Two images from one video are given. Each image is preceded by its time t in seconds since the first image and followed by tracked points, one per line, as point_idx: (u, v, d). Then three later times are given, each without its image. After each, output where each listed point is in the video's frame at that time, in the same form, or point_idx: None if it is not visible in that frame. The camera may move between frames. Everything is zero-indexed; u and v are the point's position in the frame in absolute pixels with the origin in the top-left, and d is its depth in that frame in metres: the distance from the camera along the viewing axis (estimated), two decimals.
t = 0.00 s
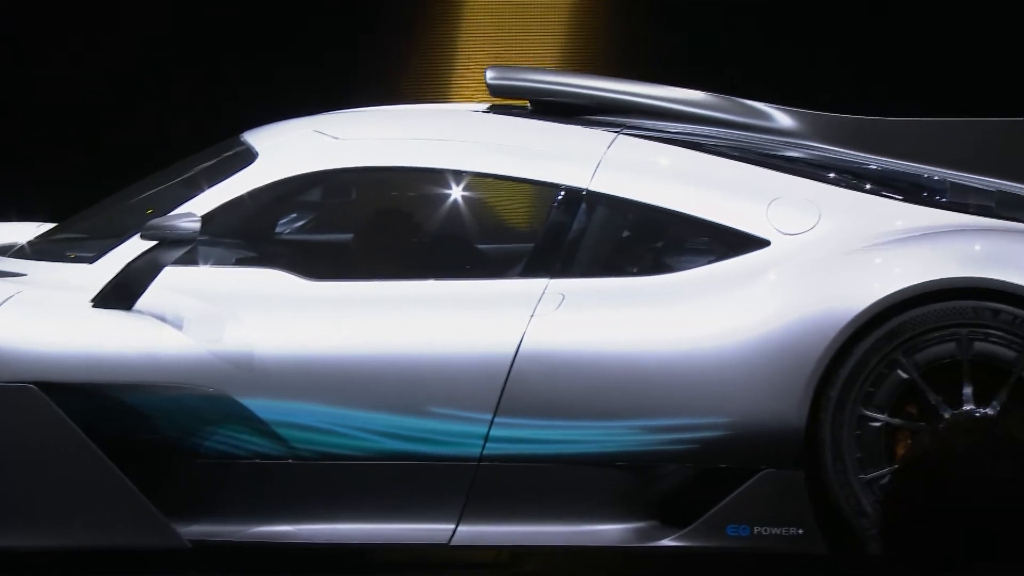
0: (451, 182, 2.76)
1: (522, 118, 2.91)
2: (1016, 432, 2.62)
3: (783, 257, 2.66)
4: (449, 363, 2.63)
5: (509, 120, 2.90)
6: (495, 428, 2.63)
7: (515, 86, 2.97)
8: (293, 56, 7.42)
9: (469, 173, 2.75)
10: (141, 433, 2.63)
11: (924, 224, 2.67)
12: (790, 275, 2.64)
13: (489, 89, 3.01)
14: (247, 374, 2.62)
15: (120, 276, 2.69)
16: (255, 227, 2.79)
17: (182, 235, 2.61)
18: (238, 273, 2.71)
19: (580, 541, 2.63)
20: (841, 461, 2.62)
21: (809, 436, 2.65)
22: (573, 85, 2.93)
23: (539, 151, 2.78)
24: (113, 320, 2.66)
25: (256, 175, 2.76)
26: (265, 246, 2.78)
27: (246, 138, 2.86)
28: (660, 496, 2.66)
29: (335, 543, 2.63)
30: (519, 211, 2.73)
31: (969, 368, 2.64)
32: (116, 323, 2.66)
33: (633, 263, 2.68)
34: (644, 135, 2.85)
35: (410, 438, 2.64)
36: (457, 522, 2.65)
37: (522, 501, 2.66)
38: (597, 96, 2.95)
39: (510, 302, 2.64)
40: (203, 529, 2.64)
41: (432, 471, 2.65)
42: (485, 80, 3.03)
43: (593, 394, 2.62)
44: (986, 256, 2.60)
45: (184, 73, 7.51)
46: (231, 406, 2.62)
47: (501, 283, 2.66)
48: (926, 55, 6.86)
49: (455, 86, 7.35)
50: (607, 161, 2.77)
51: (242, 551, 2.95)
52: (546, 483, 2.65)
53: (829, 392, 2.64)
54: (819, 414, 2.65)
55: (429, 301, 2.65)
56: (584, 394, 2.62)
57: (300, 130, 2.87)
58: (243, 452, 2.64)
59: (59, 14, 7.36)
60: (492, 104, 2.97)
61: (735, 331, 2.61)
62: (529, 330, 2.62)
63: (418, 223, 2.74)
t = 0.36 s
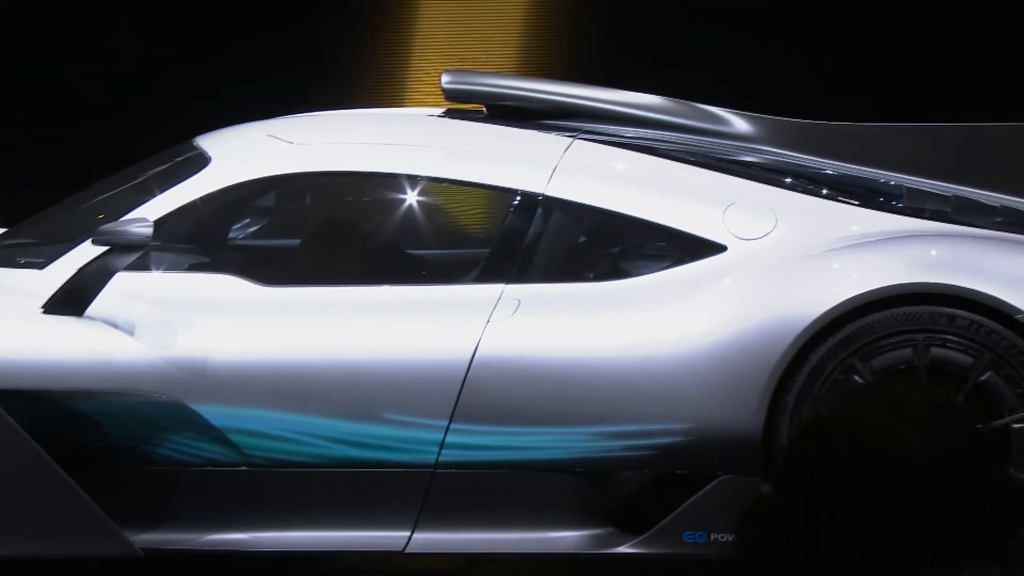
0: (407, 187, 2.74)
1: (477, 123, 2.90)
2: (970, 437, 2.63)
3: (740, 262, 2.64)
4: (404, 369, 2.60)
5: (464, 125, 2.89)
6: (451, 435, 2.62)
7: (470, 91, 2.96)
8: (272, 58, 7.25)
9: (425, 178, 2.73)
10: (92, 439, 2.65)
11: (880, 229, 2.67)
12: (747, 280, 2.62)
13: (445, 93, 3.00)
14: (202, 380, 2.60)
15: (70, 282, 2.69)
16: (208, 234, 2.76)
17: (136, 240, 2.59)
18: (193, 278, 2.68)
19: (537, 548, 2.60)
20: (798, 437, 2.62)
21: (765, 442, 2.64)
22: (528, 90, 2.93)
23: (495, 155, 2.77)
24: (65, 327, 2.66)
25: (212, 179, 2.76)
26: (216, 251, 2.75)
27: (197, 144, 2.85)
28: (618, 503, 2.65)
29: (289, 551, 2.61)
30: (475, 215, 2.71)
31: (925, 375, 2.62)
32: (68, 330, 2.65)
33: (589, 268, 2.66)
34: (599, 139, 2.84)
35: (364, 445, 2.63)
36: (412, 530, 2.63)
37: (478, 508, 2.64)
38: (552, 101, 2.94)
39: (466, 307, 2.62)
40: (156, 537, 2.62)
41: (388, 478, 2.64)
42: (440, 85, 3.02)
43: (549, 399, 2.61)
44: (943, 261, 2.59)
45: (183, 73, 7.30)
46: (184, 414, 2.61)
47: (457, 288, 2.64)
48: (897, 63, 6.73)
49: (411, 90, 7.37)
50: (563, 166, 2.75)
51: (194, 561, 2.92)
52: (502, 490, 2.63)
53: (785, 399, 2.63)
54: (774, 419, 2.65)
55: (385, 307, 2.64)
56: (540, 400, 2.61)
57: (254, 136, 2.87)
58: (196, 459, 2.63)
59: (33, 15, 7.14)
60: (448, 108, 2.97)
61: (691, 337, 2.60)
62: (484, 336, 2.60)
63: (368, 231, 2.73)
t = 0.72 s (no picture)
0: (360, 195, 2.71)
1: (431, 129, 2.87)
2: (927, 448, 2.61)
3: (697, 269, 2.61)
4: (357, 379, 2.57)
5: (418, 131, 2.86)
6: (406, 446, 2.58)
7: (422, 96, 2.92)
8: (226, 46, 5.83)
9: (378, 185, 2.71)
10: (38, 451, 2.61)
11: (840, 237, 2.64)
12: (704, 289, 2.59)
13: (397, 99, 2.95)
14: (151, 391, 2.57)
15: (17, 290, 2.67)
16: (157, 242, 2.73)
17: (84, 248, 2.57)
18: (142, 287, 2.65)
19: (491, 560, 2.56)
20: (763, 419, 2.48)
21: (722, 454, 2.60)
22: (483, 95, 2.90)
23: (451, 162, 2.74)
24: (14, 337, 2.64)
25: (164, 187, 2.73)
26: (166, 260, 2.71)
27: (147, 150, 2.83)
28: (574, 515, 2.60)
29: (240, 564, 2.56)
30: (429, 223, 2.68)
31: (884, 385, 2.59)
32: (17, 341, 2.63)
33: (546, 276, 2.63)
34: (555, 145, 2.82)
35: (317, 457, 2.59)
36: (366, 542, 2.59)
37: (432, 518, 2.60)
38: (508, 107, 2.91)
39: (420, 316, 2.59)
40: (104, 551, 2.59)
41: (341, 490, 2.59)
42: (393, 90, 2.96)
43: (504, 410, 2.57)
44: (903, 268, 2.57)
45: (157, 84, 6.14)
46: (133, 424, 2.57)
47: (411, 297, 2.61)
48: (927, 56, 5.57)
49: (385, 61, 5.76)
50: (519, 173, 2.72)
51: None
52: (457, 501, 2.59)
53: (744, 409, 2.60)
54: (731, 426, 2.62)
55: (337, 316, 2.60)
56: (495, 411, 2.57)
57: (204, 143, 2.84)
58: (144, 471, 2.59)
59: None
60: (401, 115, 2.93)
61: (647, 346, 2.57)
62: (438, 345, 2.56)
63: (321, 237, 2.71)
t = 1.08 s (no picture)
0: (314, 201, 2.67)
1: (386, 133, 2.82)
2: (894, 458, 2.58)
3: (658, 277, 2.57)
4: (310, 389, 2.52)
5: (374, 135, 2.81)
6: (360, 457, 2.53)
7: (379, 100, 2.87)
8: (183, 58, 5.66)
9: (332, 191, 2.66)
10: None
11: (803, 244, 2.60)
12: (664, 296, 2.55)
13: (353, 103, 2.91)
14: (99, 402, 2.53)
15: None
16: (106, 249, 2.69)
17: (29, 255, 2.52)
18: (89, 295, 2.62)
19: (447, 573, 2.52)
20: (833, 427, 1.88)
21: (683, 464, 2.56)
22: (441, 99, 2.85)
23: (407, 167, 2.70)
24: None
25: (116, 191, 2.70)
26: (116, 267, 2.68)
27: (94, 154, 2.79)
28: (533, 527, 2.55)
29: None
30: (384, 228, 2.64)
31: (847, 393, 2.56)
32: None
33: (504, 284, 2.58)
34: (512, 150, 2.77)
35: (271, 468, 2.53)
36: (320, 556, 2.54)
37: (389, 531, 2.54)
38: (466, 112, 2.87)
39: (376, 325, 2.55)
40: (49, 566, 2.57)
41: (293, 502, 2.54)
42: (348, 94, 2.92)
43: (460, 420, 2.52)
44: (866, 276, 2.52)
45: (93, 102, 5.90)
46: (79, 433, 2.54)
47: (367, 306, 2.57)
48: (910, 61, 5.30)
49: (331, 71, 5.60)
50: (476, 179, 2.68)
51: None
52: (414, 514, 2.54)
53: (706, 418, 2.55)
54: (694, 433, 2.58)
55: (290, 326, 2.55)
56: (452, 421, 2.52)
57: (152, 146, 2.80)
58: (91, 482, 2.57)
59: None
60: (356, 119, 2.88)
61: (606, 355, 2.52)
62: (395, 354, 2.52)
63: (275, 244, 2.68)
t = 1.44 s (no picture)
0: (263, 207, 2.61)
1: (338, 139, 2.77)
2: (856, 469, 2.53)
3: (616, 284, 2.51)
4: (256, 401, 2.45)
5: (326, 141, 2.75)
6: (311, 470, 2.46)
7: (330, 104, 2.82)
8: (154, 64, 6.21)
9: (282, 197, 2.60)
10: None
11: (762, 250, 2.56)
12: (622, 304, 2.49)
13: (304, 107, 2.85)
14: (41, 413, 2.48)
15: None
16: (51, 258, 2.64)
17: None
18: (33, 304, 2.57)
19: None
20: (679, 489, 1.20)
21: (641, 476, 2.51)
22: (395, 103, 2.80)
23: (360, 172, 2.64)
24: None
25: (60, 196, 2.64)
26: (59, 275, 2.63)
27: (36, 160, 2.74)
28: (487, 542, 2.49)
29: None
30: (335, 236, 2.59)
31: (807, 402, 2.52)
32: None
33: (459, 293, 2.53)
34: (468, 156, 2.72)
35: (220, 481, 2.47)
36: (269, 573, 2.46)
37: (341, 545, 2.48)
38: (420, 116, 2.81)
39: (327, 335, 2.49)
40: None
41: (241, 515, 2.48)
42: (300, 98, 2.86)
43: (414, 431, 2.46)
44: (827, 284, 2.47)
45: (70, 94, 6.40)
46: (24, 447, 2.50)
47: (317, 314, 2.51)
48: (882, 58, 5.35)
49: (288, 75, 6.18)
50: (430, 184, 2.62)
51: None
52: (366, 529, 2.48)
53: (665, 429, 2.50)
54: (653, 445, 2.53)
55: (238, 335, 2.49)
56: (405, 432, 2.46)
57: (97, 153, 2.75)
58: (37, 497, 2.53)
59: None
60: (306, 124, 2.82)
61: (562, 365, 2.46)
62: (346, 365, 2.46)
63: (225, 251, 2.64)
